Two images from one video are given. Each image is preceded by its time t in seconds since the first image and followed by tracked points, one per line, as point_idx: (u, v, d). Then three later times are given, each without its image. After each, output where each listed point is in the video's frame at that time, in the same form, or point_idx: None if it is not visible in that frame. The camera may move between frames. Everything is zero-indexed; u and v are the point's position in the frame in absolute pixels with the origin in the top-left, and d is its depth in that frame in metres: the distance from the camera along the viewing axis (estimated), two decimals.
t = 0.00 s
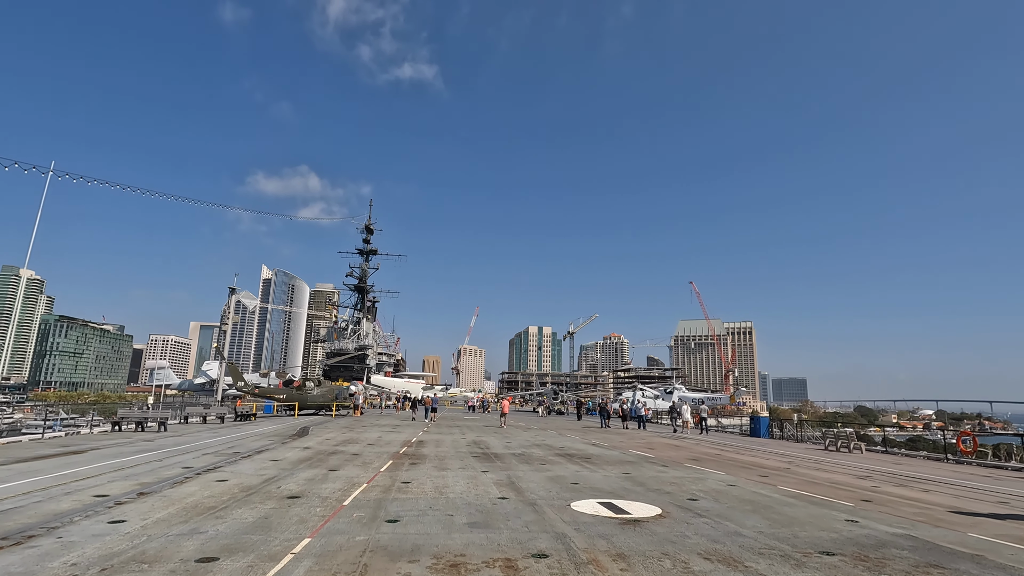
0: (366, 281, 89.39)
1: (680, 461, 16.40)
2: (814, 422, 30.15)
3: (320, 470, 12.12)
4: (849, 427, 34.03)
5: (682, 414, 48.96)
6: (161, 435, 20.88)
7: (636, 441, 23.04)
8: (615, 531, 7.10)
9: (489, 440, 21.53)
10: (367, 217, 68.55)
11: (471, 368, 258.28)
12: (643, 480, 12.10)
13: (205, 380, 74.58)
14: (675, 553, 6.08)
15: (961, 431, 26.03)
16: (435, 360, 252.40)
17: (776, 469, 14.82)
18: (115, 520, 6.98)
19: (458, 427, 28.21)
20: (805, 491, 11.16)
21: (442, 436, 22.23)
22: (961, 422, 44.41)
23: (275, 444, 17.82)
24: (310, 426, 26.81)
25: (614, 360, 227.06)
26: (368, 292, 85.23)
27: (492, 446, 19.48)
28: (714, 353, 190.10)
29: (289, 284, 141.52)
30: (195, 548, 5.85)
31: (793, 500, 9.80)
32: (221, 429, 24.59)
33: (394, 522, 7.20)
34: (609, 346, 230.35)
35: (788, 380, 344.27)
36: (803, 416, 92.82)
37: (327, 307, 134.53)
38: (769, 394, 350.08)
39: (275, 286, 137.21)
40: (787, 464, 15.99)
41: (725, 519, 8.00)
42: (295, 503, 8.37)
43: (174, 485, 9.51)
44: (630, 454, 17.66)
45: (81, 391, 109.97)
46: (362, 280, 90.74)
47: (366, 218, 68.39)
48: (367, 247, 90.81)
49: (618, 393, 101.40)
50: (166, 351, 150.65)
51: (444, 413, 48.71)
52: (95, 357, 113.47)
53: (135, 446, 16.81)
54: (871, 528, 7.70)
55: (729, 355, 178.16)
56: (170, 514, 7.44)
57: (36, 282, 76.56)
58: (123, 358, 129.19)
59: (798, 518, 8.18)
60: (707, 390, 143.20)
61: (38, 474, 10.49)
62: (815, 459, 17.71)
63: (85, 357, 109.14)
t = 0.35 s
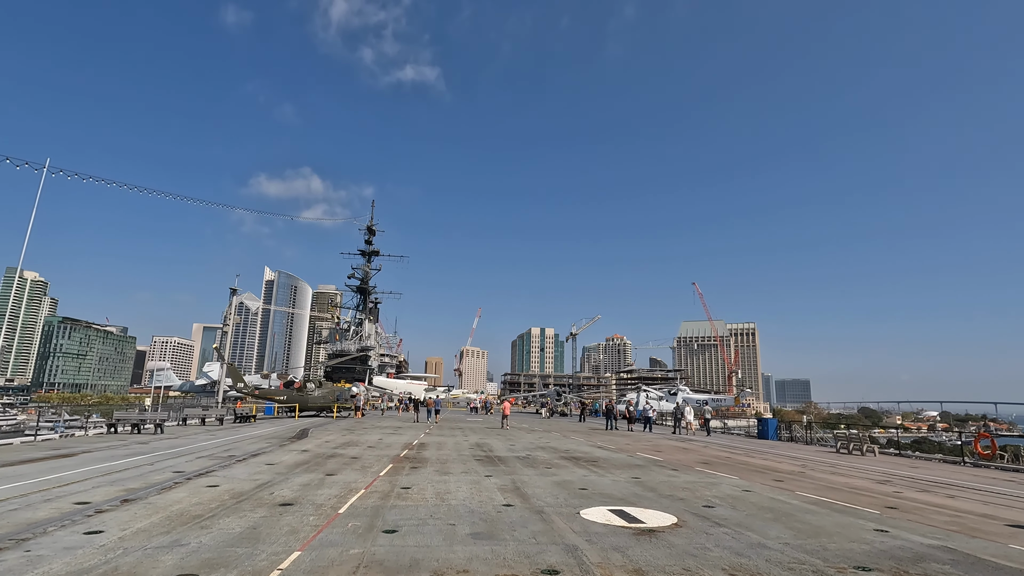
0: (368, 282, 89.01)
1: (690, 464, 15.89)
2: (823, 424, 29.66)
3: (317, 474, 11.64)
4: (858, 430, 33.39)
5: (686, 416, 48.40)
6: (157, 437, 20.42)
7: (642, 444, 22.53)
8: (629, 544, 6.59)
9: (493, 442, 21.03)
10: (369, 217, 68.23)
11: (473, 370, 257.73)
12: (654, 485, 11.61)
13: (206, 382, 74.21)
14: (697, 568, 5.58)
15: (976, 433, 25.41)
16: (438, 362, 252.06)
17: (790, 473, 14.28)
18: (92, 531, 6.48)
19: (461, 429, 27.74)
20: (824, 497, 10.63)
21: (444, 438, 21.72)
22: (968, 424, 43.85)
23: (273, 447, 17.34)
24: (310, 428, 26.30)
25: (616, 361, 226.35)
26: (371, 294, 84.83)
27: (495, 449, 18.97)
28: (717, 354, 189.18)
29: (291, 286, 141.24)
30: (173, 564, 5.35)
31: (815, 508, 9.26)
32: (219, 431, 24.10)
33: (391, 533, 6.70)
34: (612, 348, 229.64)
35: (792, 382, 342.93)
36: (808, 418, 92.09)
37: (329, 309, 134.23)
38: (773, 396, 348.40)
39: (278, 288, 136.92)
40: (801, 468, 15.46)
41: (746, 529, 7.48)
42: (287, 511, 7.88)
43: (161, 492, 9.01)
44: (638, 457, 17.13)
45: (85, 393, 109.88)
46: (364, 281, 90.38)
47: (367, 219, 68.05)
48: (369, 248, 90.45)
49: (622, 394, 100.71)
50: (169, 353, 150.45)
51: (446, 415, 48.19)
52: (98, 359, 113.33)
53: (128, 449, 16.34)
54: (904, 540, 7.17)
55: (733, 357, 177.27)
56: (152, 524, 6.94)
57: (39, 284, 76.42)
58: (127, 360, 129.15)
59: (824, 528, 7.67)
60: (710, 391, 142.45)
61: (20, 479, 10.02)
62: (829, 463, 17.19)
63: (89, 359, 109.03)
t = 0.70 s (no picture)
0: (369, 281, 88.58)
1: (700, 467, 15.34)
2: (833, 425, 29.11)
3: (313, 478, 11.13)
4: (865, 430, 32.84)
5: (689, 416, 47.87)
6: (152, 438, 19.93)
7: (649, 445, 21.98)
8: (646, 557, 6.08)
9: (496, 443, 20.51)
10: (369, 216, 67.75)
11: (475, 369, 257.29)
12: (665, 489, 11.09)
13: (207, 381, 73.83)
14: None
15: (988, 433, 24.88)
16: (439, 361, 251.89)
17: (805, 476, 13.75)
18: (62, 543, 5.97)
19: (463, 429, 27.24)
20: (845, 502, 10.11)
21: (446, 439, 21.20)
22: (972, 423, 43.54)
23: (269, 448, 16.84)
24: (309, 428, 25.81)
25: (618, 360, 225.76)
26: (372, 293, 84.37)
27: (498, 450, 18.45)
28: (719, 354, 188.47)
29: (294, 286, 140.87)
30: None
31: (840, 517, 8.72)
32: (216, 432, 23.60)
33: (388, 545, 6.20)
34: (613, 347, 228.87)
35: (794, 381, 341.58)
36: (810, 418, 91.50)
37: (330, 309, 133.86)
38: (775, 395, 347.44)
39: (280, 287, 136.52)
40: (816, 470, 14.90)
41: (769, 540, 6.98)
42: (277, 519, 7.37)
43: (145, 498, 8.51)
44: (645, 459, 16.60)
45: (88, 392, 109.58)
46: (366, 280, 89.99)
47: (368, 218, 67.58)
48: (370, 247, 90.02)
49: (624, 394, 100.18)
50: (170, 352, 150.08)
51: (448, 415, 47.65)
52: (100, 358, 113.12)
53: (120, 451, 15.87)
54: (941, 553, 6.64)
55: (735, 356, 176.41)
56: (130, 534, 6.45)
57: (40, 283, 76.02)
58: (130, 360, 128.90)
59: (853, 539, 7.15)
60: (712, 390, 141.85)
61: None
62: (843, 466, 16.61)
63: (91, 358, 108.88)
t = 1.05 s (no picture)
0: (370, 284, 88.20)
1: (712, 472, 14.77)
2: (843, 428, 28.60)
3: (308, 485, 10.57)
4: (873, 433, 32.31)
5: (692, 419, 47.40)
6: (144, 442, 19.35)
7: (655, 449, 21.43)
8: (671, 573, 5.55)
9: (498, 447, 19.97)
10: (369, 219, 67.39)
11: (475, 373, 257.00)
12: (679, 496, 10.56)
13: (205, 385, 73.28)
14: None
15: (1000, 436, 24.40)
16: (440, 364, 251.48)
17: (821, 482, 13.24)
18: (28, 559, 5.41)
19: (465, 433, 26.69)
20: (871, 511, 9.58)
21: (447, 443, 20.62)
22: (975, 425, 43.23)
23: (264, 454, 16.26)
24: (307, 432, 25.24)
25: (619, 364, 225.38)
26: (372, 296, 83.91)
27: (502, 455, 17.91)
28: (720, 357, 187.92)
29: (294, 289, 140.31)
30: None
31: (870, 527, 8.16)
32: (211, 436, 23.03)
33: (387, 561, 5.66)
34: (614, 350, 228.43)
35: (795, 384, 341.04)
36: (812, 421, 91.02)
37: (330, 313, 133.49)
38: (776, 399, 346.56)
39: (281, 291, 136.11)
40: (831, 476, 14.38)
41: (801, 555, 6.43)
42: (268, 531, 6.84)
43: (128, 507, 7.96)
44: (654, 464, 16.08)
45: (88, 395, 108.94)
46: (366, 283, 89.62)
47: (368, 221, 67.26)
48: (371, 250, 89.68)
49: (625, 397, 99.72)
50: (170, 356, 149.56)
51: (449, 419, 47.04)
52: (100, 362, 112.56)
53: (110, 456, 15.31)
54: (988, 568, 6.14)
55: (736, 360, 175.84)
56: (105, 548, 5.89)
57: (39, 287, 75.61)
58: (129, 363, 128.14)
59: (891, 553, 6.62)
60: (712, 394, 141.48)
61: None
62: (859, 471, 16.11)
63: (91, 361, 108.33)
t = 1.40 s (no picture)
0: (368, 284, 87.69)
1: (721, 475, 14.26)
2: (844, 429, 28.29)
3: (300, 490, 10.03)
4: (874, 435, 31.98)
5: (691, 420, 47.06)
6: (134, 444, 18.73)
7: (659, 451, 20.94)
8: None
9: (499, 449, 19.46)
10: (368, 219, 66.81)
11: (474, 373, 256.56)
12: (692, 501, 10.06)
13: (202, 385, 72.63)
14: None
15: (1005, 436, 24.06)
16: (439, 364, 251.09)
17: (835, 486, 12.76)
18: None
19: (464, 435, 26.21)
20: (894, 518, 9.09)
21: (446, 445, 20.09)
22: (974, 426, 43.08)
23: (257, 456, 15.71)
24: (303, 433, 24.66)
25: (618, 364, 225.07)
26: (371, 296, 83.39)
27: (503, 457, 17.40)
28: (719, 357, 187.64)
29: (292, 290, 139.78)
30: None
31: (898, 537, 7.67)
32: (203, 438, 22.45)
33: None
34: (613, 351, 228.24)
35: (792, 383, 341.44)
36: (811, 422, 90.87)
37: (329, 313, 132.91)
38: (774, 399, 346.60)
39: (279, 291, 135.51)
40: (844, 480, 13.89)
41: (833, 568, 5.92)
42: (253, 543, 6.32)
43: (105, 516, 7.42)
44: (660, 466, 15.59)
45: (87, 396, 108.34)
46: (365, 283, 89.13)
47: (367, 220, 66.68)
48: (369, 249, 89.22)
49: (624, 397, 99.43)
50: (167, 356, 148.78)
51: (448, 419, 46.53)
52: (98, 362, 111.84)
53: (96, 458, 14.77)
54: None
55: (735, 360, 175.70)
56: (72, 564, 5.37)
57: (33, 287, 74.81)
58: (127, 363, 127.37)
59: (926, 566, 6.15)
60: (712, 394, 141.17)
61: None
62: (871, 475, 15.63)
63: (89, 362, 107.63)
